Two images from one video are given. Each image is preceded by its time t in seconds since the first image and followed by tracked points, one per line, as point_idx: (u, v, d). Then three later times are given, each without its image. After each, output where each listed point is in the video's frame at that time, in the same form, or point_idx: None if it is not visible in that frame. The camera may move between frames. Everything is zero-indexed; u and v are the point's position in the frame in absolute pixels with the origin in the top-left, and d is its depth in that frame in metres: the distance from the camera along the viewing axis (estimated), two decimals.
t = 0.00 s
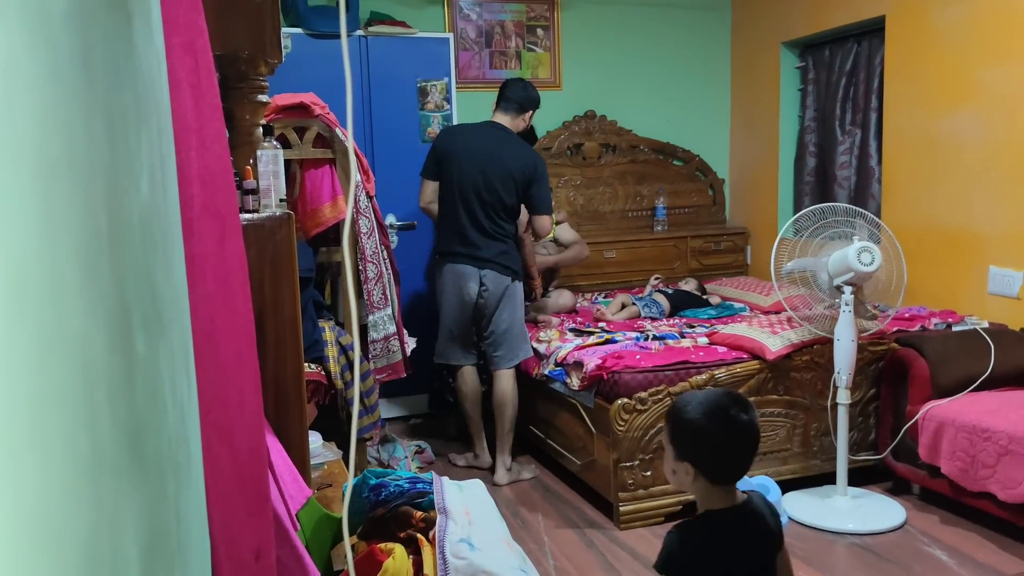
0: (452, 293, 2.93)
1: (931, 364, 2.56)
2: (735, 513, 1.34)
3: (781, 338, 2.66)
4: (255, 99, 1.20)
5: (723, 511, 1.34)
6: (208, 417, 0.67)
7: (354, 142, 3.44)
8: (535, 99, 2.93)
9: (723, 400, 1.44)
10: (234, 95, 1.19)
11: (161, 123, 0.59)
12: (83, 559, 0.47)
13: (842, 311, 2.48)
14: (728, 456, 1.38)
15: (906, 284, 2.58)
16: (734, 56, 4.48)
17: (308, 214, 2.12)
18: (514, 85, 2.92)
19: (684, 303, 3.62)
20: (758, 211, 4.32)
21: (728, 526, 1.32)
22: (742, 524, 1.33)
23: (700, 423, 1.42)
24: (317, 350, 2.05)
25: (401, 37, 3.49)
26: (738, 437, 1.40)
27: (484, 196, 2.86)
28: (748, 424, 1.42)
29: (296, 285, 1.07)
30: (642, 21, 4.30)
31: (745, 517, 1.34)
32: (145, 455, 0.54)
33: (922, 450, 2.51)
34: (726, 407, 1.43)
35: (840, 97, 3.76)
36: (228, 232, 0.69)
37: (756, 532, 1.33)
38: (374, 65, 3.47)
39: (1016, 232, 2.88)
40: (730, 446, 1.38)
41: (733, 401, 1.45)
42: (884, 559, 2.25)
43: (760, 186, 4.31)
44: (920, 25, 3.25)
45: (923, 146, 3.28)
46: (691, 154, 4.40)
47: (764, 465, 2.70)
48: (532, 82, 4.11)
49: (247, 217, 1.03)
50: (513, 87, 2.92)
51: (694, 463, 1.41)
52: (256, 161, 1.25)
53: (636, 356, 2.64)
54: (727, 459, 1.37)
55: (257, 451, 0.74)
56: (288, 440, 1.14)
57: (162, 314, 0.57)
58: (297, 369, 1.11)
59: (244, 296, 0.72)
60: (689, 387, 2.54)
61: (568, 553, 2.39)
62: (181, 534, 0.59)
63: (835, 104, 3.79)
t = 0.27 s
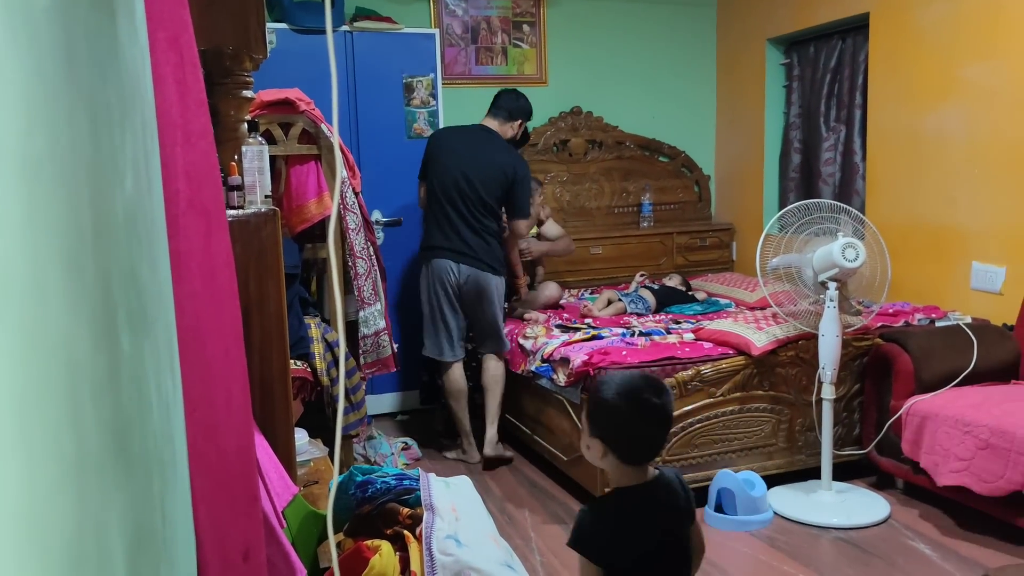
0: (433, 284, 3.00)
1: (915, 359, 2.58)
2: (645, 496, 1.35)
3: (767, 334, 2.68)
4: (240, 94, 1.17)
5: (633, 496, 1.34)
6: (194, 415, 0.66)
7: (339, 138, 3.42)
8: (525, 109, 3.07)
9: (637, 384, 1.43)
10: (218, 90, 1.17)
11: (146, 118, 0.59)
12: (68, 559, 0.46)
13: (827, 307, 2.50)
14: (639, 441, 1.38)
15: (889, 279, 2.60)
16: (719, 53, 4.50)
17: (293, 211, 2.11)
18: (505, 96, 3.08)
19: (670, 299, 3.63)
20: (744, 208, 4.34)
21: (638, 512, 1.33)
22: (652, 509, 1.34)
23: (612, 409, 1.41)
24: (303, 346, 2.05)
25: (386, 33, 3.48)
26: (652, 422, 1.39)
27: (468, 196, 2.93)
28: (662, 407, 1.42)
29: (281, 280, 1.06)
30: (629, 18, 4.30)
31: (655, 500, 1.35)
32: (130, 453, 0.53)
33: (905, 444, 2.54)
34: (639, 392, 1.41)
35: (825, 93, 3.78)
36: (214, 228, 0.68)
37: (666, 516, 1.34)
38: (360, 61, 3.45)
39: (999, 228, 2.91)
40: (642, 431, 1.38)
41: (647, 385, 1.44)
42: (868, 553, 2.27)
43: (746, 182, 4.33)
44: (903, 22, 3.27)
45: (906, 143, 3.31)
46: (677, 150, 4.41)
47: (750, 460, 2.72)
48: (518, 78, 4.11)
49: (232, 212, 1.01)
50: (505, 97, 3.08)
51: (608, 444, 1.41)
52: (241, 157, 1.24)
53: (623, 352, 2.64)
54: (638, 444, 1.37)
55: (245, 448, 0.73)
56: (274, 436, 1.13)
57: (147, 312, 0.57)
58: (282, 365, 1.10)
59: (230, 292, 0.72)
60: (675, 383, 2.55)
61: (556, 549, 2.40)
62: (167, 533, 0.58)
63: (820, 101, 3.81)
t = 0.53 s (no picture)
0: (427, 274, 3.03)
1: (902, 358, 2.59)
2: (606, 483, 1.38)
3: (756, 333, 2.69)
4: (230, 91, 1.17)
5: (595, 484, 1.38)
6: (180, 414, 0.66)
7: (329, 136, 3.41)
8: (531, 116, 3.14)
9: (591, 371, 1.44)
10: (207, 87, 1.16)
11: (134, 115, 0.58)
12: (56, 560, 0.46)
13: (816, 306, 2.51)
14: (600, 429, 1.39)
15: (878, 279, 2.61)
16: (710, 53, 4.51)
17: (283, 208, 2.10)
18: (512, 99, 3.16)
19: (660, 298, 3.64)
20: (733, 207, 4.36)
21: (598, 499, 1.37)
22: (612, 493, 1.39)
23: (573, 399, 1.41)
24: (293, 344, 2.04)
25: (376, 30, 3.47)
26: (611, 408, 1.41)
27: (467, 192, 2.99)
28: (619, 391, 1.44)
29: (270, 278, 1.06)
30: (619, 17, 4.31)
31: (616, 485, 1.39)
32: (115, 453, 0.53)
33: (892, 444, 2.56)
34: (596, 379, 1.42)
35: (814, 94, 3.80)
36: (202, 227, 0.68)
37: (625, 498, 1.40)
38: (350, 58, 3.44)
39: (986, 229, 2.93)
40: (605, 421, 1.39)
41: (602, 370, 1.45)
42: (855, 551, 2.28)
43: (736, 182, 4.34)
44: (892, 23, 3.29)
45: (894, 144, 3.33)
46: (667, 150, 4.43)
47: (738, 459, 2.73)
48: (509, 77, 4.10)
49: (221, 210, 1.01)
50: (512, 103, 3.14)
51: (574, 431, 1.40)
52: (230, 154, 1.24)
53: (613, 351, 2.65)
54: (603, 434, 1.38)
55: (233, 448, 0.73)
56: (263, 434, 1.13)
57: (133, 310, 0.56)
58: (271, 364, 1.10)
59: (217, 290, 0.71)
60: (664, 381, 2.57)
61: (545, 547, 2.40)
62: (153, 532, 0.58)
63: (809, 101, 3.83)
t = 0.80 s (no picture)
0: (427, 263, 3.01)
1: (888, 360, 2.61)
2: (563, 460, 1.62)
3: (744, 334, 2.70)
4: (219, 87, 1.17)
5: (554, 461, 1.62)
6: (168, 412, 0.65)
7: (320, 133, 3.39)
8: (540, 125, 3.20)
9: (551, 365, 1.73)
10: (196, 82, 1.16)
11: (125, 110, 0.58)
12: (42, 557, 0.45)
13: (803, 307, 2.53)
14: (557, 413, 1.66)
15: (865, 280, 2.63)
16: (700, 54, 4.52)
17: (272, 205, 2.09)
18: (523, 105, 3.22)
19: (649, 298, 3.65)
20: (723, 208, 4.38)
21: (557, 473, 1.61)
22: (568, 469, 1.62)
23: (535, 389, 1.71)
24: (281, 342, 2.03)
25: (368, 28, 3.45)
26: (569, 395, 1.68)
27: (476, 188, 3.00)
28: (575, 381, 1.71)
29: (258, 275, 1.05)
30: (611, 17, 4.32)
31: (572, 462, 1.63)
32: (103, 449, 0.53)
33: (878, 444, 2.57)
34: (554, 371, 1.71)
35: (804, 96, 3.82)
36: (190, 222, 0.68)
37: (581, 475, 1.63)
38: (341, 55, 3.43)
39: (972, 233, 2.95)
40: (562, 406, 1.65)
41: (560, 365, 1.73)
42: (840, 551, 2.30)
43: (725, 183, 4.36)
44: (881, 26, 3.31)
45: (882, 147, 3.35)
46: (657, 150, 4.44)
47: (726, 459, 2.74)
48: (500, 76, 4.10)
49: (210, 207, 1.00)
50: (521, 110, 3.20)
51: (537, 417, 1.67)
52: (219, 150, 1.23)
53: (601, 350, 2.66)
54: (560, 418, 1.64)
55: (221, 447, 0.72)
56: (250, 431, 1.12)
57: (123, 306, 0.56)
58: (260, 361, 1.09)
59: (205, 287, 0.71)
60: (653, 381, 2.57)
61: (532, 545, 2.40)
62: (141, 530, 0.58)
63: (799, 104, 3.85)
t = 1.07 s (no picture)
0: (421, 252, 3.00)
1: (873, 359, 2.63)
2: (532, 452, 1.63)
3: (730, 333, 2.71)
4: (206, 83, 1.16)
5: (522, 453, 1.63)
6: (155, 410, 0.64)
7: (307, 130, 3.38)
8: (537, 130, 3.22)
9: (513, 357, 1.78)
10: (183, 78, 1.15)
11: (112, 105, 0.57)
12: (27, 557, 0.45)
13: (789, 306, 2.54)
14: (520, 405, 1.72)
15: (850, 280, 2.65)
16: (688, 54, 4.54)
17: (259, 202, 2.08)
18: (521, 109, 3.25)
19: (636, 297, 3.66)
20: (710, 207, 4.40)
21: (526, 468, 1.62)
22: (538, 461, 1.63)
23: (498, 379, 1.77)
24: (268, 340, 2.02)
25: (355, 24, 3.44)
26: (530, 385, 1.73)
27: (476, 186, 3.02)
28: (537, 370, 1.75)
29: (245, 271, 1.04)
30: (599, 16, 4.32)
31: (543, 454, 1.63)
32: (89, 448, 0.52)
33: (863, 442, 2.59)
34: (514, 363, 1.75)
35: (790, 96, 3.84)
36: (178, 219, 0.67)
37: (554, 467, 1.63)
38: (328, 52, 3.41)
39: (956, 233, 2.98)
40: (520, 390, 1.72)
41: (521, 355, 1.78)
42: (825, 549, 2.31)
43: (712, 182, 4.38)
44: (867, 27, 3.33)
45: (868, 147, 3.37)
46: (645, 149, 4.45)
47: (712, 457, 2.75)
48: (488, 74, 4.10)
49: (197, 203, 1.00)
50: (518, 116, 3.20)
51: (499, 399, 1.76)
52: (205, 148, 1.22)
53: (588, 348, 2.66)
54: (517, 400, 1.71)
55: (209, 444, 0.72)
56: (236, 431, 1.11)
57: (109, 303, 0.55)
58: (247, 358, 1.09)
59: (193, 284, 0.70)
60: (640, 380, 2.58)
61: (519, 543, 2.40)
62: (127, 529, 0.57)
63: (785, 104, 3.87)
